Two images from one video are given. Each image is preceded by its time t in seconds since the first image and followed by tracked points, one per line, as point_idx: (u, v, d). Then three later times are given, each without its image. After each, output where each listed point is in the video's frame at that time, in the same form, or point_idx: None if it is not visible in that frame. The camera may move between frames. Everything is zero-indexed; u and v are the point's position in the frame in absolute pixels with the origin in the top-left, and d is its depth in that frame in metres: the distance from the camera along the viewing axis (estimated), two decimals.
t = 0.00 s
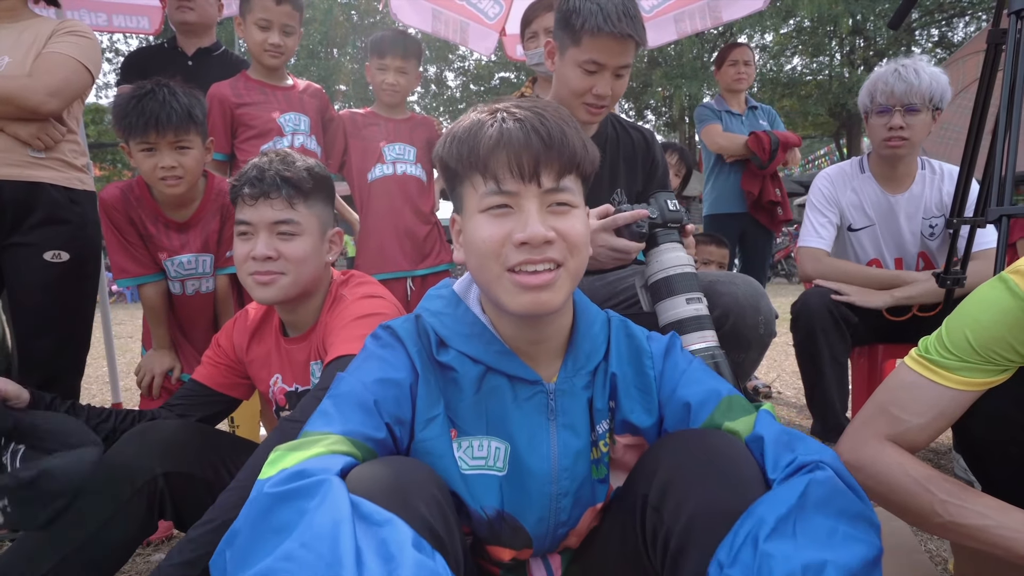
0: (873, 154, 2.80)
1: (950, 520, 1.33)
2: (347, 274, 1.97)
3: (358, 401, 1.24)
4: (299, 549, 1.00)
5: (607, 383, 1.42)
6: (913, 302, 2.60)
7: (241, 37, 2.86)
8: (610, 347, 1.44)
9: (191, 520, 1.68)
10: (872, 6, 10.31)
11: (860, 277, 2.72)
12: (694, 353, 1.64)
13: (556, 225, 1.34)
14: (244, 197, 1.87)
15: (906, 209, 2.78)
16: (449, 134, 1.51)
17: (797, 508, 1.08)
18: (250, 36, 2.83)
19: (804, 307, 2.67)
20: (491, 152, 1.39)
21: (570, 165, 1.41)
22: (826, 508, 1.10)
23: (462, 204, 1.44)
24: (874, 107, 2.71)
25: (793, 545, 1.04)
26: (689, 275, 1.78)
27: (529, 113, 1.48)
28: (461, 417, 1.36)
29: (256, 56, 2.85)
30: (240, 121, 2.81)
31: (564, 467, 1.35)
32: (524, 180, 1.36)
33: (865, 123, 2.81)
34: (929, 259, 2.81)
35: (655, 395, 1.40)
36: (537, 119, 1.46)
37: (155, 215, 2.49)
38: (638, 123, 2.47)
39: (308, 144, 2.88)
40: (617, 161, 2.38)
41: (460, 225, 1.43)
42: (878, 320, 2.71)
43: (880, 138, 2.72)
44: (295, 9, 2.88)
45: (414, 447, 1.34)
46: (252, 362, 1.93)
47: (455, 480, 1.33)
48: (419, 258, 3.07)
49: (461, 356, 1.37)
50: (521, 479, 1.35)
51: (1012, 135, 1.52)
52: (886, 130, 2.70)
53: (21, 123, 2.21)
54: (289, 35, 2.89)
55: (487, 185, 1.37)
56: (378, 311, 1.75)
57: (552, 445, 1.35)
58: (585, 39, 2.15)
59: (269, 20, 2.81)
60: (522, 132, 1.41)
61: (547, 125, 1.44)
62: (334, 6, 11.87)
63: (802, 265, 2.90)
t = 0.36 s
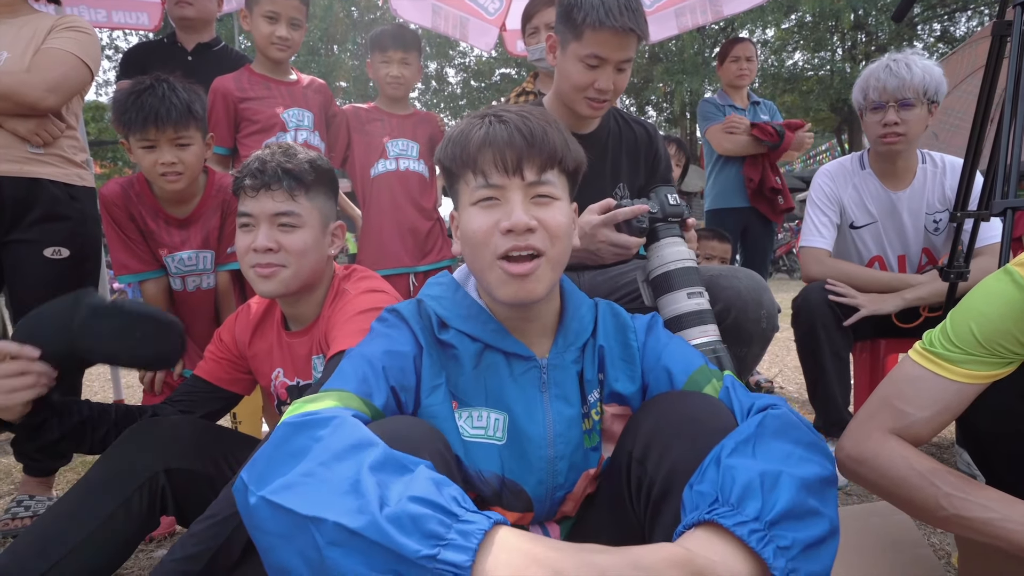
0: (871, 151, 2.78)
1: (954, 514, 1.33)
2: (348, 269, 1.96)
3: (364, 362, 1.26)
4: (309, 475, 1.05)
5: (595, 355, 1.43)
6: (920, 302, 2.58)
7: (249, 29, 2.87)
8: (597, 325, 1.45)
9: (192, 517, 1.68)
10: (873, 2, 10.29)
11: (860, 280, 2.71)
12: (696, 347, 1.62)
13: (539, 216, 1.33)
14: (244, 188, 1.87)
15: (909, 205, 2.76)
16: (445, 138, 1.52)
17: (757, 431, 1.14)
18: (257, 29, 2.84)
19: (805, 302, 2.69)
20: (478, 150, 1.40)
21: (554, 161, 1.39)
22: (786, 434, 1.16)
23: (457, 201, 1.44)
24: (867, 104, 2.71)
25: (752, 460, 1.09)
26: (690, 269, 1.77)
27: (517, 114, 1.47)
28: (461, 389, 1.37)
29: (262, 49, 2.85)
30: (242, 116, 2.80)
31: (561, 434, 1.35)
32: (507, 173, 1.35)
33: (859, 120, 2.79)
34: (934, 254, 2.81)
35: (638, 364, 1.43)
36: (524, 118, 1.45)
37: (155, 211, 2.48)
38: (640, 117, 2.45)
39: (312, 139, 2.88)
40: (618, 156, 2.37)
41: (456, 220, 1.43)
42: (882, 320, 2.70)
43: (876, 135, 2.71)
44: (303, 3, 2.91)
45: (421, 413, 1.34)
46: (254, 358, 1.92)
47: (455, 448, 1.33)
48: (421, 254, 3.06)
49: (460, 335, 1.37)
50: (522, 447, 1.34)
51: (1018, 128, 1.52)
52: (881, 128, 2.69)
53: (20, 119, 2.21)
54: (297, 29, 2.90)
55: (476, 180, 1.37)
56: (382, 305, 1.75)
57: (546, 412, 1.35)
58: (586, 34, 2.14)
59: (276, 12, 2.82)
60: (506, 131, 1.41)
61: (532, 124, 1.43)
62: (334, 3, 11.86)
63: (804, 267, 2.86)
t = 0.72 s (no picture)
0: (871, 148, 2.77)
1: (958, 511, 1.32)
2: (349, 268, 1.97)
3: (358, 392, 1.24)
4: (288, 529, 1.00)
5: (611, 376, 1.41)
6: (920, 299, 2.58)
7: (252, 28, 2.87)
8: (614, 338, 1.43)
9: (195, 517, 1.67)
10: None
11: (858, 278, 2.70)
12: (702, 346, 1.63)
13: (552, 210, 1.32)
14: (247, 189, 1.87)
15: (909, 203, 2.76)
16: (448, 128, 1.52)
17: (789, 481, 1.09)
18: (261, 28, 2.83)
19: (804, 299, 2.69)
20: (486, 139, 1.39)
21: (567, 151, 1.40)
22: (824, 479, 1.10)
23: (460, 195, 1.43)
24: (869, 99, 2.70)
25: (786, 514, 1.04)
26: (693, 267, 1.77)
27: (526, 102, 1.48)
28: (463, 413, 1.35)
29: (266, 48, 2.85)
30: (245, 115, 2.79)
31: (570, 463, 1.33)
32: (519, 163, 1.35)
33: (859, 117, 2.79)
34: (933, 252, 2.79)
35: (660, 385, 1.40)
36: (534, 107, 1.46)
37: (157, 210, 2.48)
38: (641, 116, 2.45)
39: (315, 137, 2.88)
40: (620, 154, 2.37)
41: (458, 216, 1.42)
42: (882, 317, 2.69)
43: (877, 130, 2.70)
44: (307, 4, 2.91)
45: (416, 442, 1.32)
46: (255, 357, 1.92)
47: (453, 476, 1.30)
48: (423, 253, 3.06)
49: (462, 353, 1.36)
50: (527, 476, 1.32)
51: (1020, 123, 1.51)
52: (882, 122, 2.68)
53: (20, 119, 2.21)
54: (300, 29, 2.90)
55: (483, 170, 1.36)
56: (383, 303, 1.75)
57: (556, 440, 1.33)
58: (586, 32, 2.13)
59: (281, 12, 2.82)
60: (517, 119, 1.41)
61: (543, 112, 1.45)
62: (334, 2, 11.85)
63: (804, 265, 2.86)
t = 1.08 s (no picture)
0: (872, 149, 2.78)
1: (959, 514, 1.32)
2: (349, 273, 1.97)
3: (353, 423, 1.21)
4: None
5: (624, 400, 1.40)
6: (922, 301, 2.58)
7: (253, 33, 2.87)
8: (625, 359, 1.43)
9: (194, 521, 1.67)
10: (873, 2, 10.30)
11: (860, 280, 2.70)
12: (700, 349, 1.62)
13: (555, 230, 1.31)
14: (247, 195, 1.87)
15: (912, 205, 2.76)
16: (446, 136, 1.50)
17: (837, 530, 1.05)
18: (261, 33, 2.84)
19: (807, 302, 2.69)
20: (485, 152, 1.38)
21: (569, 162, 1.38)
22: (866, 530, 1.07)
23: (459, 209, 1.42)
24: (867, 102, 2.71)
25: (830, 574, 1.00)
26: (694, 271, 1.77)
27: (528, 109, 1.46)
28: (462, 440, 1.36)
29: (267, 53, 2.85)
30: (245, 120, 2.80)
31: (576, 494, 1.34)
32: (517, 179, 1.33)
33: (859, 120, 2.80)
34: (935, 254, 2.81)
35: (675, 408, 1.40)
36: (536, 115, 1.44)
37: (159, 215, 2.49)
38: (641, 119, 2.46)
39: (315, 141, 2.88)
40: (620, 157, 2.37)
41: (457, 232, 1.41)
42: (884, 321, 2.69)
43: (877, 131, 2.70)
44: (307, 8, 2.91)
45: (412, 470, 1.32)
46: (256, 363, 1.92)
47: (457, 508, 1.31)
48: (424, 257, 3.06)
49: (461, 377, 1.35)
50: (530, 509, 1.33)
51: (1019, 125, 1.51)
52: (882, 123, 2.68)
53: (20, 123, 2.21)
54: (301, 33, 2.91)
55: (481, 186, 1.35)
56: (382, 307, 1.75)
57: (560, 471, 1.33)
58: (586, 37, 2.13)
59: (281, 16, 2.83)
60: (517, 130, 1.39)
61: (546, 120, 1.43)
62: (334, 6, 11.85)
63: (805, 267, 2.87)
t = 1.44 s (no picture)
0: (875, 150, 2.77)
1: (964, 516, 1.32)
2: (352, 275, 1.97)
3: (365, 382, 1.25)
4: (298, 481, 1.07)
5: (600, 369, 1.42)
6: (925, 302, 2.57)
7: (254, 36, 2.87)
8: (600, 336, 1.44)
9: (197, 523, 1.67)
10: (873, 2, 10.30)
11: (863, 281, 2.69)
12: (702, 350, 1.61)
13: (545, 243, 1.32)
14: (250, 198, 1.86)
15: (914, 206, 2.75)
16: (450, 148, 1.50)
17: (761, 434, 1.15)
18: (262, 36, 2.84)
19: (808, 302, 2.69)
20: (483, 170, 1.38)
21: (562, 183, 1.38)
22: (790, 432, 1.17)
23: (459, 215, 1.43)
24: (871, 103, 2.71)
25: (755, 459, 1.10)
26: (696, 272, 1.77)
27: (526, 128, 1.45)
28: (461, 405, 1.36)
29: (267, 56, 2.85)
30: (246, 123, 2.80)
31: (563, 453, 1.33)
32: (514, 199, 1.34)
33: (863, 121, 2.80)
34: (937, 255, 2.80)
35: (645, 374, 1.40)
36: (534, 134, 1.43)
37: (160, 218, 2.49)
38: (642, 121, 2.45)
39: (315, 144, 2.89)
40: (622, 159, 2.37)
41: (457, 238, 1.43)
42: (886, 321, 2.69)
43: (879, 131, 2.70)
44: (307, 11, 2.93)
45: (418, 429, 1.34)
46: (260, 365, 1.92)
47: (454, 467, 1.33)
48: (425, 259, 3.06)
49: (460, 353, 1.36)
50: (523, 467, 1.33)
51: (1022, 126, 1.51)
52: (885, 124, 2.68)
53: (21, 126, 2.21)
54: (301, 36, 2.91)
55: (481, 203, 1.36)
56: (385, 310, 1.75)
57: (549, 433, 1.34)
58: (587, 39, 2.13)
59: (282, 19, 2.84)
60: (514, 149, 1.38)
61: (540, 143, 1.41)
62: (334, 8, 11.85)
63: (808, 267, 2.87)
